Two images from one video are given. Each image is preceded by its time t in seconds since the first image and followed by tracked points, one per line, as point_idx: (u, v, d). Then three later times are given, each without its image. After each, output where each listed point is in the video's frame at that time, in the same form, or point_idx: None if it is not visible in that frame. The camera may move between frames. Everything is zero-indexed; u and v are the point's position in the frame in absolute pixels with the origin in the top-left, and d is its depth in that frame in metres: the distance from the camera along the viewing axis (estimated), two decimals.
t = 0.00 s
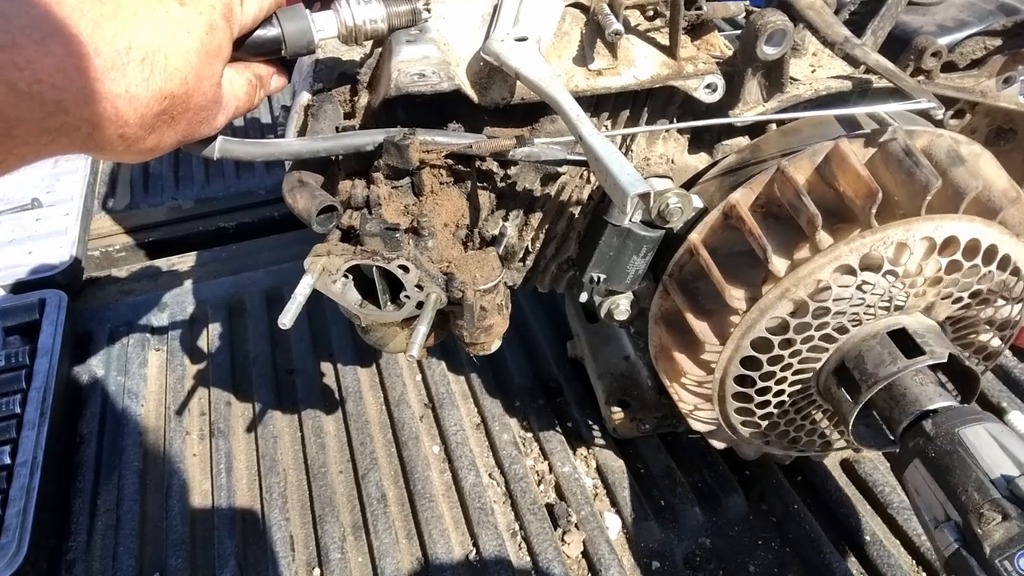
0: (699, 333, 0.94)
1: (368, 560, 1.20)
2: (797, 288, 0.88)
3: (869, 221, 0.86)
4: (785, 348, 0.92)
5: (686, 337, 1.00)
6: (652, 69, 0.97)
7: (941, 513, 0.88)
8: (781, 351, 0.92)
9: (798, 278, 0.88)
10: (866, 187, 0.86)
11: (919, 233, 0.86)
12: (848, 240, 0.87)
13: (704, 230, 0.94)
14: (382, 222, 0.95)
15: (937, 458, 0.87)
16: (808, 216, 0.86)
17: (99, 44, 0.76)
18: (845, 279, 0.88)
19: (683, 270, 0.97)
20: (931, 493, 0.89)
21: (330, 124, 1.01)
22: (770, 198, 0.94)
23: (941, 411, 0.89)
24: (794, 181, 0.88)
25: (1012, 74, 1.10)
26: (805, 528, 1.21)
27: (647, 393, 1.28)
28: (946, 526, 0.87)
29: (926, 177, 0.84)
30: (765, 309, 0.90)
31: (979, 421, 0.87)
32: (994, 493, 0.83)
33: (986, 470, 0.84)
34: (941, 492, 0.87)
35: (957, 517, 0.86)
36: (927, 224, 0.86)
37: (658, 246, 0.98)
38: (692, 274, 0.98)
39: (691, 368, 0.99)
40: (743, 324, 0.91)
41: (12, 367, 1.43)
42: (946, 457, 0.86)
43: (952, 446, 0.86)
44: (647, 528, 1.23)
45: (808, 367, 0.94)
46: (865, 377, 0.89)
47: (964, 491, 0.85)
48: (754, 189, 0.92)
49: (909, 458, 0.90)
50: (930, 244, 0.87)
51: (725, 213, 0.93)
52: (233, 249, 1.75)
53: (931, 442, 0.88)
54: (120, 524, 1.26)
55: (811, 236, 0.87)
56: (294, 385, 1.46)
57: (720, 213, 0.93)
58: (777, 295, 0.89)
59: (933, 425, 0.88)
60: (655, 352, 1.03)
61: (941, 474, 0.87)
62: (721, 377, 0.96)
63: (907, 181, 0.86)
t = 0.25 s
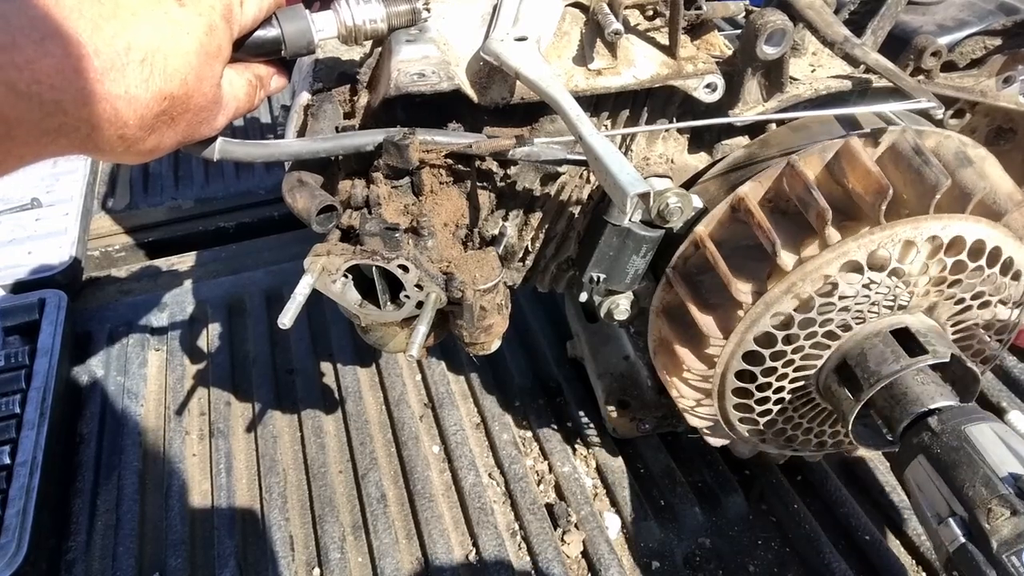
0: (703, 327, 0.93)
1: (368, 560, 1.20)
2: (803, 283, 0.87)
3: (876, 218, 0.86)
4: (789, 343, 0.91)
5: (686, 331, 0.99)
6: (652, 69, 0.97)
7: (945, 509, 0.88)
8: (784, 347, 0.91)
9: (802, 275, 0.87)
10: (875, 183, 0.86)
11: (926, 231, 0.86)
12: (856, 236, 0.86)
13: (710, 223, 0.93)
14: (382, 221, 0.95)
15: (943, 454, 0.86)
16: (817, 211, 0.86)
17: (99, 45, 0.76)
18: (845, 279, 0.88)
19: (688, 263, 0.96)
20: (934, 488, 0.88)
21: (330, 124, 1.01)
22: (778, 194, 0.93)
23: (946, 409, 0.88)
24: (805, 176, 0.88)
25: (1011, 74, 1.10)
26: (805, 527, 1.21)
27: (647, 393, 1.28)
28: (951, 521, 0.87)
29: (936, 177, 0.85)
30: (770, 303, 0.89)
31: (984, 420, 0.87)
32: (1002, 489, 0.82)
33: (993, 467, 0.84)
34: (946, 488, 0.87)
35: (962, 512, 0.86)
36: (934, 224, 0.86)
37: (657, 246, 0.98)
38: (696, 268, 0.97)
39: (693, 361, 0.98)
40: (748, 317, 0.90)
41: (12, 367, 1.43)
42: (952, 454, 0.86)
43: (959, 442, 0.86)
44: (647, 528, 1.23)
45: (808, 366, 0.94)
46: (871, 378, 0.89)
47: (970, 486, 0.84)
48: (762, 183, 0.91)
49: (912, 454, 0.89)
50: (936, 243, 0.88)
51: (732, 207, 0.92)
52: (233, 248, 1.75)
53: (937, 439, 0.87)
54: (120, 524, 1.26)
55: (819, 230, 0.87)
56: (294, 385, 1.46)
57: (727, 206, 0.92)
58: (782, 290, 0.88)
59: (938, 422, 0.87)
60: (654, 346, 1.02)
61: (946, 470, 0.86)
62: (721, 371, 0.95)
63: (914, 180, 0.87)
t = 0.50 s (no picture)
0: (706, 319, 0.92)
1: (368, 560, 1.20)
2: (811, 276, 0.87)
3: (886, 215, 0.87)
4: (793, 338, 0.91)
5: (688, 325, 0.98)
6: (652, 69, 0.97)
7: (954, 501, 0.86)
8: (788, 341, 0.91)
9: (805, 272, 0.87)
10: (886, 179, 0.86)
11: (934, 229, 0.87)
12: (865, 231, 0.86)
13: (718, 215, 0.93)
14: (382, 221, 0.96)
15: (956, 444, 0.86)
16: (827, 206, 0.86)
17: (100, 45, 0.76)
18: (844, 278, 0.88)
19: (694, 255, 0.96)
20: (945, 481, 0.87)
21: (330, 124, 1.01)
22: (785, 189, 0.93)
23: (952, 405, 0.88)
24: (815, 170, 0.88)
25: (1012, 73, 1.10)
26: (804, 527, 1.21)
27: (647, 393, 1.28)
28: (964, 510, 0.84)
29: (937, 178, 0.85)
30: (777, 296, 0.89)
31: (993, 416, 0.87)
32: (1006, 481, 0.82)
33: (1008, 459, 0.83)
34: (959, 479, 0.86)
35: (976, 501, 0.84)
36: (943, 223, 0.87)
37: (657, 246, 0.98)
38: (701, 261, 0.97)
39: (694, 353, 0.96)
40: (753, 310, 0.90)
41: (11, 367, 1.43)
42: (965, 444, 0.85)
43: (972, 433, 0.85)
44: (647, 528, 1.23)
45: (809, 365, 0.94)
46: (878, 373, 0.89)
47: (984, 475, 0.83)
48: (771, 177, 0.91)
49: (923, 445, 0.89)
50: (942, 242, 0.88)
51: (740, 199, 0.92)
52: (233, 248, 1.75)
53: (947, 430, 0.87)
54: (120, 524, 1.26)
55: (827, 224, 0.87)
56: (294, 385, 1.46)
57: (736, 198, 0.92)
58: (790, 283, 0.88)
59: (949, 415, 0.87)
60: (655, 338, 1.02)
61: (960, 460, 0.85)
62: (723, 365, 0.94)
63: (924, 179, 0.88)
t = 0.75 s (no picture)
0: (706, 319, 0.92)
1: (368, 560, 1.20)
2: (812, 276, 0.87)
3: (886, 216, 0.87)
4: (792, 339, 0.91)
5: (688, 325, 0.98)
6: (652, 69, 0.97)
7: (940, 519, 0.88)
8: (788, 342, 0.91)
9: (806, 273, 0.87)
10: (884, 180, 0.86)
11: (933, 231, 0.87)
12: (864, 232, 0.86)
13: (718, 216, 0.93)
14: (383, 222, 0.95)
15: (927, 466, 0.87)
16: (828, 207, 0.86)
17: (103, 43, 0.77)
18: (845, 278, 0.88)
19: (694, 255, 0.96)
20: (929, 499, 0.89)
21: (330, 125, 1.01)
22: (786, 189, 0.93)
23: (946, 410, 0.88)
24: (815, 171, 0.88)
25: (1011, 74, 1.09)
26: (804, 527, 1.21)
27: (647, 393, 1.28)
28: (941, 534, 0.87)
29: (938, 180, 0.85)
30: (779, 296, 0.89)
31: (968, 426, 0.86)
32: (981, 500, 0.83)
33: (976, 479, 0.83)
34: (936, 501, 0.88)
35: (950, 525, 0.86)
36: (942, 224, 0.87)
37: (657, 246, 0.98)
38: (700, 261, 0.96)
39: (695, 354, 0.96)
40: (753, 311, 0.90)
41: (12, 367, 1.43)
42: (935, 465, 0.87)
43: (942, 453, 0.86)
44: (647, 528, 1.23)
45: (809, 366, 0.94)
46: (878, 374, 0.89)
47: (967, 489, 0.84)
48: (772, 177, 0.91)
49: (906, 462, 0.91)
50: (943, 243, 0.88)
51: (741, 200, 0.92)
52: (233, 248, 1.75)
53: (923, 449, 0.88)
54: (120, 524, 1.26)
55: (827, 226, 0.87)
56: (294, 385, 1.46)
57: (737, 199, 0.92)
58: (791, 283, 0.88)
59: (924, 433, 0.88)
60: (653, 339, 1.02)
61: (934, 480, 0.87)
62: (723, 365, 0.94)
63: (924, 180, 0.88)
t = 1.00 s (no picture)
0: (710, 312, 0.92)
1: (368, 560, 1.20)
2: (818, 272, 0.87)
3: (896, 213, 0.86)
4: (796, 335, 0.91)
5: (690, 318, 0.97)
6: (652, 69, 0.97)
7: (955, 502, 0.87)
8: (792, 337, 0.91)
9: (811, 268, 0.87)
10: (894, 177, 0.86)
11: (941, 230, 0.87)
12: (872, 228, 0.86)
13: (727, 208, 0.92)
14: (383, 221, 0.96)
15: (957, 444, 0.86)
16: (837, 201, 0.85)
17: (105, 42, 0.77)
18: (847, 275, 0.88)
19: (700, 247, 0.95)
20: (945, 482, 0.88)
21: (330, 125, 1.01)
22: (792, 184, 0.92)
23: (955, 406, 0.89)
24: (825, 165, 0.88)
25: (1011, 74, 1.09)
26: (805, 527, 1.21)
27: (647, 393, 1.28)
28: (965, 509, 0.85)
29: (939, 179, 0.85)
30: (783, 291, 0.89)
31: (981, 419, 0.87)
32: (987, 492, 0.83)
33: (1007, 460, 0.84)
34: (960, 479, 0.86)
35: (976, 501, 0.84)
36: (950, 223, 0.87)
37: (658, 246, 0.98)
38: (706, 254, 0.96)
39: (698, 347, 0.95)
40: (758, 305, 0.90)
41: (12, 367, 1.43)
42: (966, 445, 0.86)
43: (972, 435, 0.86)
44: (647, 528, 1.23)
45: (810, 363, 0.94)
46: (882, 370, 0.89)
47: (985, 476, 0.84)
48: (780, 172, 0.91)
49: (921, 446, 0.90)
50: (948, 242, 0.89)
51: (750, 193, 0.92)
52: (233, 248, 1.75)
53: (948, 431, 0.88)
54: (120, 524, 1.26)
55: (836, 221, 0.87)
56: (294, 385, 1.46)
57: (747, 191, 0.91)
58: (796, 279, 0.88)
59: (950, 416, 0.88)
60: (655, 332, 1.01)
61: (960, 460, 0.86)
62: (726, 360, 0.94)
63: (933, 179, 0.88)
